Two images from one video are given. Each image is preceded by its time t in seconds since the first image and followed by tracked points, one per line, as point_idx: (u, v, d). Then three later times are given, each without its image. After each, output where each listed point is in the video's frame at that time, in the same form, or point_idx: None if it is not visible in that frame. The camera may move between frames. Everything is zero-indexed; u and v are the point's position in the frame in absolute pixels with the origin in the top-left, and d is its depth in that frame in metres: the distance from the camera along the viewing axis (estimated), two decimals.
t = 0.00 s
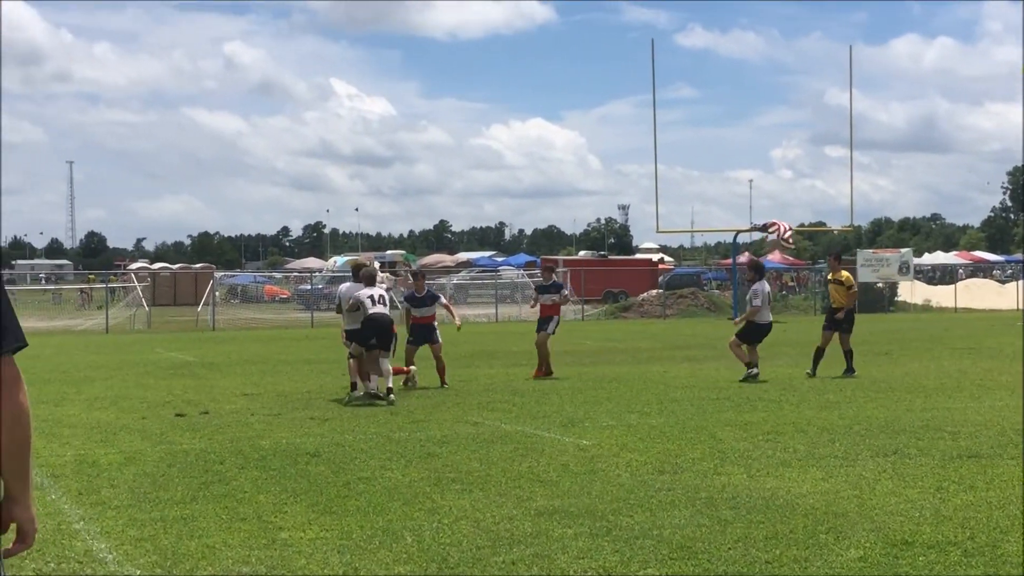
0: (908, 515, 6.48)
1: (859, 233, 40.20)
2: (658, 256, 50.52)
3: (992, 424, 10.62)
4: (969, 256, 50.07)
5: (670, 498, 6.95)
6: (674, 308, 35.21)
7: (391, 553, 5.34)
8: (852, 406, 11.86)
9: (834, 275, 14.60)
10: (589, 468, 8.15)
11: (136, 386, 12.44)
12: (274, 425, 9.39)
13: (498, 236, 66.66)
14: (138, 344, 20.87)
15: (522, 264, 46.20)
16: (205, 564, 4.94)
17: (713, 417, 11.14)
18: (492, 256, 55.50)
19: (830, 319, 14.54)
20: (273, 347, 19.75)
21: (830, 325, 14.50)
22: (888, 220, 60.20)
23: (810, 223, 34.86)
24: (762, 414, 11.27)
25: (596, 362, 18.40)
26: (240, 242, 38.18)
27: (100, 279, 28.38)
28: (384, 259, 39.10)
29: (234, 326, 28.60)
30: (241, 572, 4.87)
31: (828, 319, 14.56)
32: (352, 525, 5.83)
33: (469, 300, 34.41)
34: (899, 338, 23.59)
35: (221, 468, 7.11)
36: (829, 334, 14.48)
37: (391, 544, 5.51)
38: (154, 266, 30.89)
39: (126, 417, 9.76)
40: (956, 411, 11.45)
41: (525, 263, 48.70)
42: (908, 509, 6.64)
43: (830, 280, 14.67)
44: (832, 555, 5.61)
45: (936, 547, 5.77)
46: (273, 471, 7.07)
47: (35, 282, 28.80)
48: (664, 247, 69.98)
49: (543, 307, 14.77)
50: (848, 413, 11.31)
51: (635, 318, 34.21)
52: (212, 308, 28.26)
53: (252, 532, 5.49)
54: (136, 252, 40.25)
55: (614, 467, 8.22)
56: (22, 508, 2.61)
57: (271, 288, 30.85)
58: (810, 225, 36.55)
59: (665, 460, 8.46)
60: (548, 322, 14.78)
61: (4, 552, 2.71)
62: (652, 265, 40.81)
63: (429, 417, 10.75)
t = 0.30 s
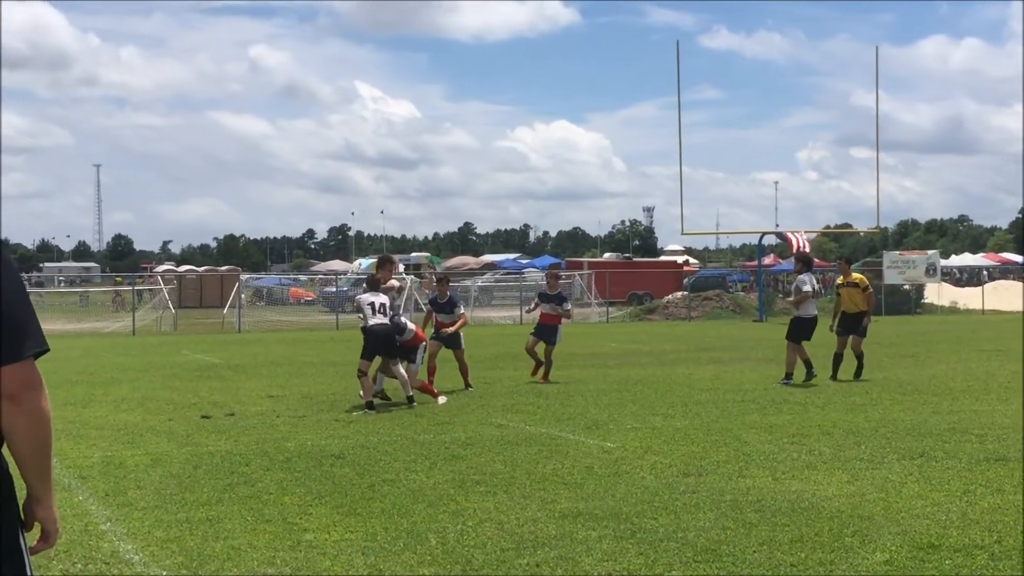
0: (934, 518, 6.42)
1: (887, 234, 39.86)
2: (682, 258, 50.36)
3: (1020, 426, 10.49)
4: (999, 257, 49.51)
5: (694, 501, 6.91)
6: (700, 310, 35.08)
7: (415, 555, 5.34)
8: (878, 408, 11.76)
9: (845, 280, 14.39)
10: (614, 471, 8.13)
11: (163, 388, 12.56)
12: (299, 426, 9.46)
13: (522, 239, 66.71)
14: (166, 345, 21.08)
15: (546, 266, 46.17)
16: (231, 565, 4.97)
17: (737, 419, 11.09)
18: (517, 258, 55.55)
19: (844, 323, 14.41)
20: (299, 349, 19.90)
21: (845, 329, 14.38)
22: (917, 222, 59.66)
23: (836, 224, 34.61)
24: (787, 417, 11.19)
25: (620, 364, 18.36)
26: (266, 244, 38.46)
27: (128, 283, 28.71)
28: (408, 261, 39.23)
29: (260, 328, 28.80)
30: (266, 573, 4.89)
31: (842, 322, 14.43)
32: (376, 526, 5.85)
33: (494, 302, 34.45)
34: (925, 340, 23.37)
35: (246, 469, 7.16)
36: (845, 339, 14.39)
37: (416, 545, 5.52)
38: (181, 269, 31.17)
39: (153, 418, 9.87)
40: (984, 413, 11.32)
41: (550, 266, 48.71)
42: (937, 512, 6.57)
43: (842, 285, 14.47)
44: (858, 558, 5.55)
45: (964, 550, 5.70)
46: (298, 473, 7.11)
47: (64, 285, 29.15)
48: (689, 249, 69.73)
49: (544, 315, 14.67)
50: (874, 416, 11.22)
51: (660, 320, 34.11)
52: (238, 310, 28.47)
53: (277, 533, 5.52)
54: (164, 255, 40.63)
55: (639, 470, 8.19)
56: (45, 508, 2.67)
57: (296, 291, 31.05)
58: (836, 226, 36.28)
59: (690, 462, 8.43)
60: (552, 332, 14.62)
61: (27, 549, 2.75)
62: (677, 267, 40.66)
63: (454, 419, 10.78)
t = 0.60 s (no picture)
0: (951, 518, 6.39)
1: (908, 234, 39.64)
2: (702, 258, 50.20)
3: None
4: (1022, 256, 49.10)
5: (710, 501, 6.91)
6: (719, 310, 34.98)
7: (432, 554, 5.37)
8: (895, 408, 11.74)
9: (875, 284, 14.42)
10: (630, 471, 8.14)
11: (183, 388, 12.68)
12: (316, 427, 9.53)
13: (542, 239, 66.68)
14: (186, 346, 21.25)
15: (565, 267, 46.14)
16: (247, 564, 5.02)
17: (754, 419, 11.07)
18: (536, 258, 55.57)
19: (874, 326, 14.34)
20: (318, 350, 20.01)
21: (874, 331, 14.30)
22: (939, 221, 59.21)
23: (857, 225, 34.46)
24: (805, 417, 11.15)
25: (639, 364, 18.34)
26: (286, 245, 38.69)
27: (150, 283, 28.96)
28: (427, 262, 39.34)
29: (280, 328, 28.97)
30: (282, 572, 4.93)
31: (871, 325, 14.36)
32: (392, 526, 5.90)
33: (513, 302, 34.47)
34: (945, 340, 23.19)
35: (264, 469, 7.22)
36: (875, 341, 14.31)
37: (431, 544, 5.56)
38: (202, 269, 31.42)
39: (172, 418, 9.97)
40: (1003, 413, 11.27)
41: (569, 266, 48.72)
42: (956, 512, 6.53)
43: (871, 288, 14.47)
44: (872, 559, 5.54)
45: (981, 551, 5.67)
46: (315, 473, 7.16)
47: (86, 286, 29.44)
48: (709, 249, 69.42)
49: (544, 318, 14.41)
50: (892, 416, 11.17)
51: (679, 320, 34.04)
52: (258, 311, 28.66)
53: (294, 533, 5.57)
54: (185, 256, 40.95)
55: (655, 470, 8.19)
56: (57, 508, 2.72)
57: (317, 291, 31.20)
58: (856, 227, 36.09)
59: (706, 463, 8.43)
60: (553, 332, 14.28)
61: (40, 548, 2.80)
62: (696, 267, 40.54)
63: (472, 419, 10.83)
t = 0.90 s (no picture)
0: (962, 518, 6.36)
1: (924, 233, 39.44)
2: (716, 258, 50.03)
3: None
4: None
5: (721, 500, 6.91)
6: (734, 309, 34.87)
7: (442, 553, 5.40)
8: (909, 407, 11.68)
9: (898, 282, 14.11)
10: (641, 470, 8.13)
11: (196, 387, 12.73)
12: (329, 426, 9.57)
13: (557, 238, 66.61)
14: (201, 346, 21.32)
15: (580, 266, 46.09)
16: (258, 562, 5.06)
17: (767, 419, 11.03)
18: (550, 257, 55.52)
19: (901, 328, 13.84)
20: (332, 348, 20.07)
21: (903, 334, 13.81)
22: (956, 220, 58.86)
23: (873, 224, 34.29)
24: (818, 417, 11.09)
25: (652, 364, 18.30)
26: (300, 244, 38.80)
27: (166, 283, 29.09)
28: (441, 261, 39.38)
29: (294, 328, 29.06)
30: (294, 570, 4.96)
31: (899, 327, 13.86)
32: (403, 525, 5.92)
33: (528, 301, 34.42)
34: (961, 339, 23.01)
35: (276, 468, 7.25)
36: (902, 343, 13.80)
37: (442, 543, 5.58)
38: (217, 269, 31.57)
39: (186, 417, 10.01)
40: (1017, 412, 11.21)
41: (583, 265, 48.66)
42: (968, 512, 6.51)
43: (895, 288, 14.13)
44: (883, 558, 5.52)
45: (992, 551, 5.65)
46: (327, 472, 7.19)
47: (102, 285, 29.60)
48: (725, 247, 69.09)
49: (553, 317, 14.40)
50: (905, 415, 11.12)
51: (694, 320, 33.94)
52: (273, 309, 28.76)
53: (305, 531, 5.61)
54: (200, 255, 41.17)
55: (666, 469, 8.18)
56: (67, 505, 2.75)
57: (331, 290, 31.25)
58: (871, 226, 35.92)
59: (718, 462, 8.42)
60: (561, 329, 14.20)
61: (50, 543, 2.84)
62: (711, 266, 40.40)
63: (485, 418, 10.84)
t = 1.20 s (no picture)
0: (975, 517, 6.32)
1: (938, 232, 39.18)
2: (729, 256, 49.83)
3: None
4: None
5: (732, 499, 6.90)
6: (746, 308, 34.75)
7: (452, 551, 5.40)
8: (921, 407, 11.62)
9: (931, 273, 12.73)
10: (653, 468, 8.13)
11: (208, 385, 12.77)
12: (339, 424, 9.58)
13: (569, 236, 66.56)
14: (212, 344, 21.35)
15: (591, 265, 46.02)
16: (269, 560, 5.07)
17: (779, 418, 10.97)
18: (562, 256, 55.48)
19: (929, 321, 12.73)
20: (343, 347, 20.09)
21: (931, 328, 12.70)
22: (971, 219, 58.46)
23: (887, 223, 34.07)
24: (830, 415, 11.06)
25: (663, 363, 18.19)
26: (312, 243, 38.91)
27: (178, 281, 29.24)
28: (453, 260, 39.41)
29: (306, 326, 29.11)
30: (304, 569, 4.98)
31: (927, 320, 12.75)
32: (414, 523, 5.93)
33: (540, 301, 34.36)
34: (974, 339, 22.82)
35: (288, 466, 7.29)
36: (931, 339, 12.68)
37: (452, 541, 5.58)
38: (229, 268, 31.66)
39: (198, 416, 10.05)
40: None
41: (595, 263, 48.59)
42: (981, 511, 6.46)
43: (926, 279, 12.80)
44: (895, 557, 5.51)
45: (1006, 550, 5.61)
46: (339, 470, 7.22)
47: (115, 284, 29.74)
48: (736, 246, 68.75)
49: (546, 309, 13.93)
50: (917, 415, 11.06)
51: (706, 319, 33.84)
52: (285, 308, 28.81)
53: (317, 529, 5.62)
54: (213, 254, 41.29)
55: (678, 467, 8.18)
56: (78, 501, 2.78)
57: (343, 289, 31.26)
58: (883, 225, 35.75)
59: (730, 461, 8.39)
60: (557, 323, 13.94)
61: (62, 539, 2.86)
62: (723, 264, 40.25)
63: (495, 417, 10.81)
